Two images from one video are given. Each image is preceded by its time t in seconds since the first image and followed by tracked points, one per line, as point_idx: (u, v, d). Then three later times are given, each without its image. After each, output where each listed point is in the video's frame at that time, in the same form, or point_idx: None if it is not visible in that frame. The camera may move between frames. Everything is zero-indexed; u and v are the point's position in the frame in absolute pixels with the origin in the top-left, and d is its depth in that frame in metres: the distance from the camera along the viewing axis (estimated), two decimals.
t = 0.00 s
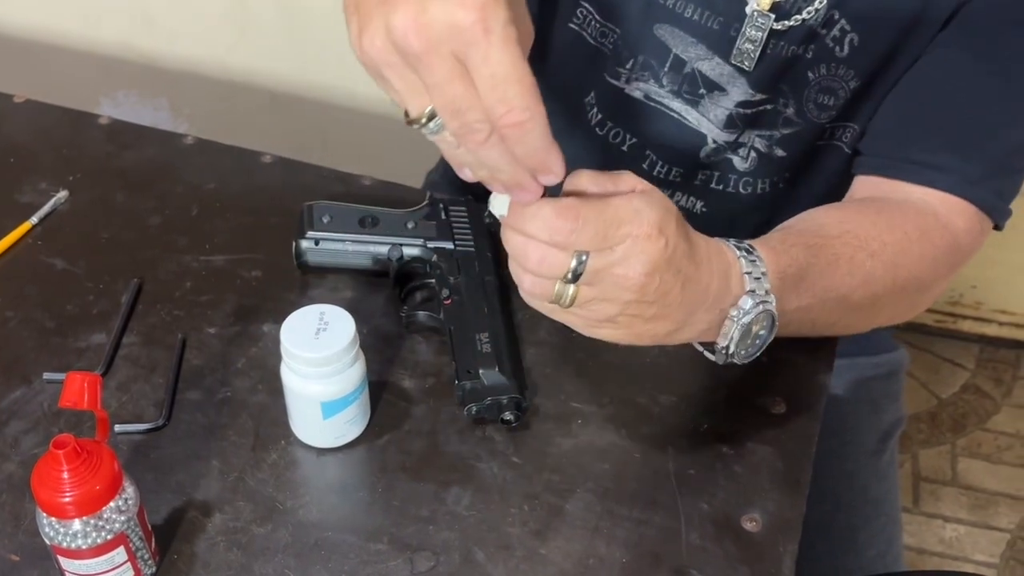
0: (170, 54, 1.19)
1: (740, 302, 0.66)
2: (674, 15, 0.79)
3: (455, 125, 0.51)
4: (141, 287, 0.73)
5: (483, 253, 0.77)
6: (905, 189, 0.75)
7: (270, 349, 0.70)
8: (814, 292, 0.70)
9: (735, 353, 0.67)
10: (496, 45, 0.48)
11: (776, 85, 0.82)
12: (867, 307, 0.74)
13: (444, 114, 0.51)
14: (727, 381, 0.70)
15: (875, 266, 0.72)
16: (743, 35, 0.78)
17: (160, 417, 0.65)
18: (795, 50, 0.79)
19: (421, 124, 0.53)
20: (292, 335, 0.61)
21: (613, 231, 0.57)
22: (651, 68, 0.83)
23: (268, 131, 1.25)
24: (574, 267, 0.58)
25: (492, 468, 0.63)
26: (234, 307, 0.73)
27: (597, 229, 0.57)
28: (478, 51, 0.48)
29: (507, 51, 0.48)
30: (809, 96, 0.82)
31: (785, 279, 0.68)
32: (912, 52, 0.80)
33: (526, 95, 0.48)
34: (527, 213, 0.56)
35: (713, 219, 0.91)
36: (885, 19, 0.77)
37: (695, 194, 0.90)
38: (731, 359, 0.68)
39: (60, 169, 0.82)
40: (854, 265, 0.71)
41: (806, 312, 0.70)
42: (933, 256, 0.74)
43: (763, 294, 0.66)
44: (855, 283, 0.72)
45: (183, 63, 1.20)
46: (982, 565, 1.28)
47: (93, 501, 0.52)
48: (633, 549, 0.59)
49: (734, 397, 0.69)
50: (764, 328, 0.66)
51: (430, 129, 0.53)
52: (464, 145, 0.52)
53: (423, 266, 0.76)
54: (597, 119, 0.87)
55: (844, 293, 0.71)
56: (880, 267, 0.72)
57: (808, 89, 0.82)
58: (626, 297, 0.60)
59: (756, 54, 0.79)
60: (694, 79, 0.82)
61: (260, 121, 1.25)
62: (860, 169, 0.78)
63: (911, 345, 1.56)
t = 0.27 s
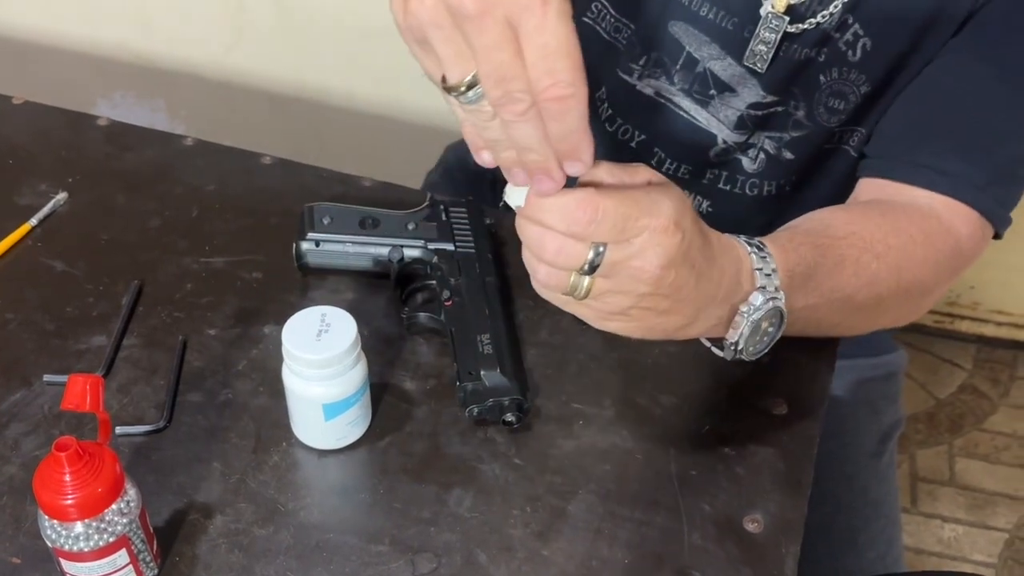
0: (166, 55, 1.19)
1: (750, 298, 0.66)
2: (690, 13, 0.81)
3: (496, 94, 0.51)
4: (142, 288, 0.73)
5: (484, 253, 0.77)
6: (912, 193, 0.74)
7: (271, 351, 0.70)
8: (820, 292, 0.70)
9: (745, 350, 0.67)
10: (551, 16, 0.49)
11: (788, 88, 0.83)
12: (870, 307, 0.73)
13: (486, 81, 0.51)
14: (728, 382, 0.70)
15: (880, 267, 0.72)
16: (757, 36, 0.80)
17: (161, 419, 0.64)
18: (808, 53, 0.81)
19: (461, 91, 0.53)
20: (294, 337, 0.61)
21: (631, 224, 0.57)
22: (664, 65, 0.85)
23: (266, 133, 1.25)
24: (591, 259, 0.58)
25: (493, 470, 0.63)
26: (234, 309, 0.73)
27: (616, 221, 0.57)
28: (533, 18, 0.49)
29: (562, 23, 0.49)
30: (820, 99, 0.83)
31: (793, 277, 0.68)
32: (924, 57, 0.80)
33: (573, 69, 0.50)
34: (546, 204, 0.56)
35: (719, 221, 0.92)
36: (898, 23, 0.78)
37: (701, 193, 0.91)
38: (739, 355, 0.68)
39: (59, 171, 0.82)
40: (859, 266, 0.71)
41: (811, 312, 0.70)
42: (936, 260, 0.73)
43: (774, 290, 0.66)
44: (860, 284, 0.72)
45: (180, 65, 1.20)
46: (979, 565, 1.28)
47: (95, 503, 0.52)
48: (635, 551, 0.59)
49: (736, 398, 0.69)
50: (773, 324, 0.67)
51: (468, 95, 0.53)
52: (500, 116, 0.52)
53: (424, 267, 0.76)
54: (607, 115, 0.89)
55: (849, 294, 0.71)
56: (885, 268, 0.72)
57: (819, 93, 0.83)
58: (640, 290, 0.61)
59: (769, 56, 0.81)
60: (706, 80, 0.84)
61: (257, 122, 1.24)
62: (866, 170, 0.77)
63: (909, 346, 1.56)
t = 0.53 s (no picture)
0: (164, 56, 1.19)
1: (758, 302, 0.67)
2: (702, 16, 0.81)
3: (507, 85, 0.52)
4: (143, 291, 0.73)
5: (485, 255, 0.77)
6: (915, 197, 0.74)
7: (273, 353, 0.70)
8: (827, 295, 0.70)
9: (749, 353, 0.67)
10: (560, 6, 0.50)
11: (798, 93, 0.83)
12: (874, 311, 0.74)
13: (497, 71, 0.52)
14: (729, 383, 0.70)
15: (887, 271, 0.72)
16: (768, 41, 0.80)
17: (164, 422, 0.64)
18: (819, 58, 0.81)
19: (477, 82, 0.55)
20: (297, 339, 0.61)
21: (646, 225, 0.57)
22: (675, 67, 0.85)
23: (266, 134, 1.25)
24: (601, 255, 0.58)
25: (496, 472, 0.63)
26: (236, 311, 0.73)
27: (630, 221, 0.57)
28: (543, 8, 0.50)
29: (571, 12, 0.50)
30: (829, 104, 0.84)
31: (802, 282, 0.69)
32: (933, 60, 0.80)
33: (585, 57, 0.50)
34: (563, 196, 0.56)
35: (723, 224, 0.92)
36: (907, 27, 0.79)
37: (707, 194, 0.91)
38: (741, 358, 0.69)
39: (60, 173, 0.82)
40: (867, 270, 0.72)
41: (818, 315, 0.70)
42: (940, 264, 0.73)
43: (781, 297, 0.67)
44: (866, 288, 0.72)
45: (178, 66, 1.20)
46: (978, 565, 1.28)
47: (99, 506, 0.51)
48: (638, 552, 0.59)
49: (737, 400, 0.69)
50: (777, 330, 0.67)
51: (484, 85, 0.55)
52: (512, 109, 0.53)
53: (425, 269, 0.76)
54: (615, 117, 0.88)
55: (855, 297, 0.72)
56: (891, 272, 0.72)
57: (828, 97, 0.83)
58: (646, 289, 0.61)
59: (780, 61, 0.81)
60: (715, 83, 0.84)
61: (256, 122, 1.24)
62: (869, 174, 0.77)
63: (907, 346, 1.56)
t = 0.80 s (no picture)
0: (162, 56, 1.19)
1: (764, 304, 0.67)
2: (707, 17, 0.82)
3: (511, 78, 0.53)
4: (145, 293, 0.73)
5: (486, 256, 0.77)
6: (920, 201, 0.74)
7: (275, 355, 0.70)
8: (831, 297, 0.70)
9: (753, 355, 0.68)
10: None
11: (801, 95, 0.83)
12: (876, 313, 0.74)
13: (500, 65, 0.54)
14: (730, 385, 0.71)
15: (890, 273, 0.72)
16: (772, 44, 0.81)
17: (166, 424, 0.64)
18: (822, 60, 0.81)
19: (482, 76, 0.57)
20: (300, 343, 0.61)
21: (660, 214, 0.57)
22: (679, 68, 0.85)
23: (265, 135, 1.25)
24: (612, 241, 0.58)
25: (498, 473, 0.64)
26: (237, 313, 0.73)
27: (645, 207, 0.57)
28: None
29: None
30: (832, 105, 0.84)
31: (807, 283, 0.68)
32: (936, 62, 0.80)
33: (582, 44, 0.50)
34: (581, 178, 0.56)
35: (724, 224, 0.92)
36: (910, 28, 0.79)
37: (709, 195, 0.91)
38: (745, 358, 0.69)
39: (60, 175, 0.82)
40: (870, 272, 0.72)
41: (821, 317, 0.70)
42: (941, 266, 0.73)
43: (788, 299, 0.67)
44: (869, 289, 0.72)
45: (177, 67, 1.20)
46: (976, 565, 1.29)
47: (102, 509, 0.52)
48: (640, 553, 0.59)
49: (738, 401, 0.69)
50: (782, 331, 0.67)
51: (490, 78, 0.56)
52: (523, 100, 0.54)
53: (426, 271, 0.76)
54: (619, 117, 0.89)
55: (858, 299, 0.72)
56: (894, 273, 0.72)
57: (831, 99, 0.84)
58: (655, 280, 0.61)
59: (784, 63, 0.81)
60: (719, 84, 0.85)
61: (255, 123, 1.24)
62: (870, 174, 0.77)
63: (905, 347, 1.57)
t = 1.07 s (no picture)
0: (162, 59, 1.19)
1: (761, 303, 0.67)
2: (703, 20, 0.83)
3: (502, 87, 0.56)
4: (147, 295, 0.73)
5: (487, 258, 0.77)
6: (917, 203, 0.75)
7: (277, 356, 0.70)
8: (828, 297, 0.71)
9: (750, 354, 0.69)
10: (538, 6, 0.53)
11: (798, 98, 0.84)
12: (873, 313, 0.74)
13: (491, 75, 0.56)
14: (729, 385, 0.71)
15: (887, 273, 0.73)
16: (770, 47, 0.81)
17: (169, 425, 0.65)
18: (818, 63, 0.82)
19: (474, 84, 0.59)
20: (303, 343, 0.61)
21: (655, 212, 0.57)
22: (677, 70, 0.86)
23: (265, 136, 1.26)
24: (608, 239, 0.58)
25: (499, 474, 0.64)
26: (239, 315, 0.73)
27: (639, 206, 0.57)
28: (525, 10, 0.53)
29: (551, 11, 0.53)
30: (829, 108, 0.84)
31: (804, 283, 0.69)
32: (932, 64, 0.81)
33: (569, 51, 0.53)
34: (576, 176, 0.57)
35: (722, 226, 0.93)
36: (905, 31, 0.80)
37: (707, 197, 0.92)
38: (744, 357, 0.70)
39: (62, 177, 0.82)
40: (867, 272, 0.72)
41: (818, 317, 0.71)
42: (937, 267, 0.74)
43: (784, 298, 0.67)
44: (866, 290, 0.72)
45: (176, 69, 1.20)
46: (971, 563, 1.29)
47: (107, 510, 0.52)
48: (641, 553, 0.60)
49: (737, 401, 0.70)
50: (778, 330, 0.68)
51: (482, 87, 0.59)
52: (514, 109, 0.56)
53: (427, 272, 0.77)
54: (619, 119, 0.89)
55: (855, 299, 0.72)
56: (891, 274, 0.73)
57: (827, 102, 0.84)
58: (651, 278, 0.61)
59: (781, 66, 0.82)
60: (716, 86, 0.85)
61: (254, 124, 1.24)
62: (868, 176, 0.78)
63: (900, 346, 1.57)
